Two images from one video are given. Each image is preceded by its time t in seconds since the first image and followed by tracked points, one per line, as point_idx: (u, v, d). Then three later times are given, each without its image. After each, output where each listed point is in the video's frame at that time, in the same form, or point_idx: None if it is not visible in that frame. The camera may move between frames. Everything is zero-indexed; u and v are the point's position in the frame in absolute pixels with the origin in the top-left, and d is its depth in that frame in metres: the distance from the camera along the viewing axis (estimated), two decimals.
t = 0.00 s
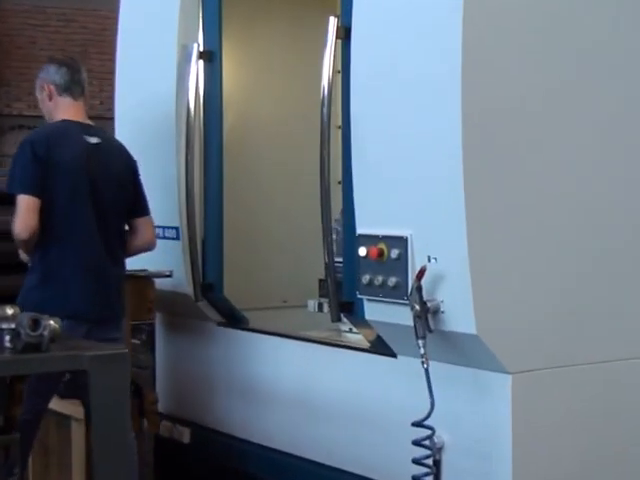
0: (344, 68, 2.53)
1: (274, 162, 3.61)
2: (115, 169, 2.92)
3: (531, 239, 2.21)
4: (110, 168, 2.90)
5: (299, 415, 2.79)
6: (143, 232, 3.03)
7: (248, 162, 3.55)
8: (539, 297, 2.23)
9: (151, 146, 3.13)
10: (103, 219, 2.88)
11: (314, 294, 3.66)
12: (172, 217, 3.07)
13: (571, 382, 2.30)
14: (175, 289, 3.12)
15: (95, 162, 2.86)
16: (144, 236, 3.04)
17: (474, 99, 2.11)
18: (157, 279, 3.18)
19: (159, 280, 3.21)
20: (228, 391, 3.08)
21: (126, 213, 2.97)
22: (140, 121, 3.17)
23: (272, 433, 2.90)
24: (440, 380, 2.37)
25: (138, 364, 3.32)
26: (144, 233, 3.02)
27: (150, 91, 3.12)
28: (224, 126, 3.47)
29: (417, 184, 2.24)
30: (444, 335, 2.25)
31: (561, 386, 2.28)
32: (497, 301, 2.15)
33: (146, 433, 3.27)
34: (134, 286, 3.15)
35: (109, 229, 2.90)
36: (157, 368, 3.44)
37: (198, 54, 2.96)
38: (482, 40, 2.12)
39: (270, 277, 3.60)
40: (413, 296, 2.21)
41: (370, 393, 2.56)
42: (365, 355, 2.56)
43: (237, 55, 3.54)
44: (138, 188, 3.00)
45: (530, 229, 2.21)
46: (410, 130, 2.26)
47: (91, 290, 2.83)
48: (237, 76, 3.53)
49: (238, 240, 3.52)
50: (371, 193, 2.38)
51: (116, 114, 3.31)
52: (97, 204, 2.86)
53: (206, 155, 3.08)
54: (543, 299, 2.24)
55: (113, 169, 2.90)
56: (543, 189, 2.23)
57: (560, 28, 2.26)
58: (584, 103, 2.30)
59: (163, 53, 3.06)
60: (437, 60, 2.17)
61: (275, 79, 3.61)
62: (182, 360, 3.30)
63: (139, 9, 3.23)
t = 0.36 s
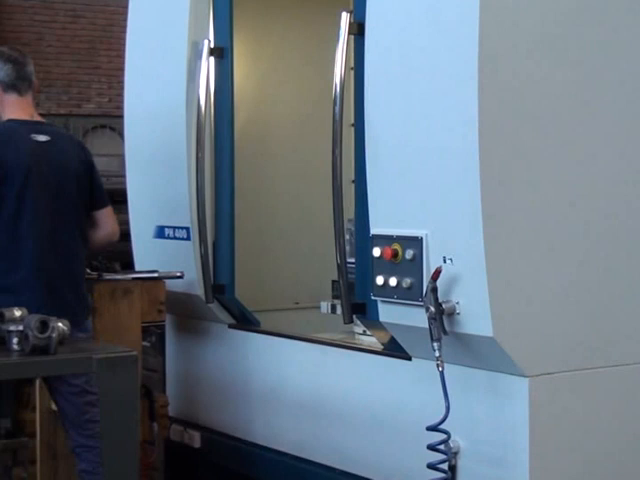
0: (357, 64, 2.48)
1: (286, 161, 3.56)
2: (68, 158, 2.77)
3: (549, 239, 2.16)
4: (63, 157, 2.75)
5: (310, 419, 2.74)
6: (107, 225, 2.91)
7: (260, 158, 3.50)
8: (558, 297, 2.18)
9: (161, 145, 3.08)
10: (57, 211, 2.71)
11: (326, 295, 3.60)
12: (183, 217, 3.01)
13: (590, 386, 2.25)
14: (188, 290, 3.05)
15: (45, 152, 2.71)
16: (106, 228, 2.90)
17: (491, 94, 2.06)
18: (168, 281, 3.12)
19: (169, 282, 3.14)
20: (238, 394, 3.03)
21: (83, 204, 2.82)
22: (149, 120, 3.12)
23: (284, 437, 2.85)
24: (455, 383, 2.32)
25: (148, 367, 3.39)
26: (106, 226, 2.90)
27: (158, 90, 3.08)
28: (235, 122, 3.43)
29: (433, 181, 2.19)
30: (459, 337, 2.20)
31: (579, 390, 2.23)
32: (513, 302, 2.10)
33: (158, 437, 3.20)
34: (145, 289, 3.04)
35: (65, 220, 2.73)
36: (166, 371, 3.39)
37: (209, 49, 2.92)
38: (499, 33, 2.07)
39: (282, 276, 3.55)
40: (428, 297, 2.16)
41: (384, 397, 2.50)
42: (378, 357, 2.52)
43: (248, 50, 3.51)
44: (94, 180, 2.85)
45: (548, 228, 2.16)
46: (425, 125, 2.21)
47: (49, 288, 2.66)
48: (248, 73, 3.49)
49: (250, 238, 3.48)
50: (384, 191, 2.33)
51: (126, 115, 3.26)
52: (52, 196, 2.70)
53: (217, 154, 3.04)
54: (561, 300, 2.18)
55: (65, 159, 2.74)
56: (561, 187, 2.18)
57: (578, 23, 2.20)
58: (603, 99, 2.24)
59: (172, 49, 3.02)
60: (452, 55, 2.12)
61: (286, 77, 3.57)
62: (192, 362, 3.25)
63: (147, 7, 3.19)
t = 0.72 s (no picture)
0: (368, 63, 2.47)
1: (295, 162, 3.56)
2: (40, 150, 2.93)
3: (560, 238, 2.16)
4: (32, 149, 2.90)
5: (320, 418, 2.74)
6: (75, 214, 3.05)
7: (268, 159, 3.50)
8: (569, 297, 2.17)
9: (170, 145, 3.08)
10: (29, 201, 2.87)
11: (335, 296, 3.61)
12: (192, 217, 3.02)
13: (600, 386, 2.24)
14: (198, 290, 3.06)
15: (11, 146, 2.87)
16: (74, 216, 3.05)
17: (502, 93, 2.06)
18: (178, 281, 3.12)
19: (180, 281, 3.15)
20: (248, 393, 3.03)
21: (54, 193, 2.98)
22: (159, 120, 3.13)
23: (294, 437, 2.85)
24: (465, 383, 2.32)
25: (159, 366, 3.41)
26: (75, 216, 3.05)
27: (168, 90, 3.08)
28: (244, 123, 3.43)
29: (444, 181, 2.18)
30: (470, 337, 2.19)
31: (590, 390, 2.22)
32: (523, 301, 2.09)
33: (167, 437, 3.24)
34: (155, 289, 3.02)
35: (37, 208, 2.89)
36: (176, 371, 3.39)
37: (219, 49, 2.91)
38: (509, 32, 2.07)
39: (291, 277, 3.55)
40: (439, 296, 2.16)
41: (394, 396, 2.50)
42: (387, 357, 2.52)
43: (257, 51, 3.50)
44: (59, 170, 2.99)
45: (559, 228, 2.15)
46: (436, 125, 2.20)
47: (21, 274, 2.85)
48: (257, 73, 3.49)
49: (259, 238, 3.47)
50: (395, 191, 2.33)
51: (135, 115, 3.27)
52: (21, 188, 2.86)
53: (226, 153, 3.03)
54: (571, 300, 2.18)
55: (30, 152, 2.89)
56: (572, 187, 2.17)
57: (589, 22, 2.20)
58: (614, 98, 2.24)
59: (182, 50, 3.02)
60: (461, 55, 2.12)
61: (295, 78, 3.56)
62: (201, 361, 3.25)
63: (157, 7, 3.19)
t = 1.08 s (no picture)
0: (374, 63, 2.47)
1: (301, 160, 3.56)
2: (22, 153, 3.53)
3: (566, 238, 2.15)
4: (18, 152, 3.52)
5: (324, 416, 2.74)
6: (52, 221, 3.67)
7: (274, 157, 3.50)
8: (575, 297, 2.17)
9: (175, 143, 3.08)
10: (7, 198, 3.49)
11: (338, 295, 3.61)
12: (197, 215, 3.02)
13: (606, 385, 2.24)
14: (203, 289, 3.06)
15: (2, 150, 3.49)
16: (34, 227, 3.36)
17: (509, 92, 2.06)
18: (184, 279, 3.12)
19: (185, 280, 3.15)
20: (253, 392, 3.03)
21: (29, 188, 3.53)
22: (165, 119, 3.13)
23: (298, 436, 2.84)
24: (470, 383, 2.31)
25: (164, 365, 3.34)
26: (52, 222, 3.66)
27: (174, 88, 3.08)
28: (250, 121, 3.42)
29: (450, 181, 2.18)
30: (475, 337, 2.19)
31: (597, 390, 2.22)
32: (528, 301, 2.09)
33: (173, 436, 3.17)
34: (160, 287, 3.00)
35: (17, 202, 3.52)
36: (182, 370, 3.40)
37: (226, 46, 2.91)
38: (515, 31, 2.06)
39: (296, 276, 3.55)
40: (444, 296, 2.16)
41: (398, 395, 2.50)
42: (391, 356, 2.52)
43: (265, 49, 3.49)
44: (44, 175, 3.62)
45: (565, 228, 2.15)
46: (443, 124, 2.20)
47: (11, 274, 3.50)
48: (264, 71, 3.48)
49: (265, 237, 3.47)
50: (401, 191, 2.33)
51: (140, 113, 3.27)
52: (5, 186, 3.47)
53: (232, 151, 3.02)
54: (577, 300, 2.18)
55: (19, 156, 3.51)
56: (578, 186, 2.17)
57: (595, 21, 2.20)
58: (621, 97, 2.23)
59: (188, 49, 3.02)
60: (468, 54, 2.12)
61: (300, 77, 3.56)
62: (206, 359, 3.25)
63: (163, 5, 3.19)
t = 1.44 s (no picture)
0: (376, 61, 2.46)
1: (302, 158, 3.56)
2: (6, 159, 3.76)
3: (568, 238, 2.15)
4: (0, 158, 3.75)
5: (325, 415, 2.74)
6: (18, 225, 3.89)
7: (275, 156, 3.50)
8: (577, 296, 2.17)
9: (177, 141, 3.08)
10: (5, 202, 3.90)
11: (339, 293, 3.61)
12: (199, 213, 3.01)
13: (606, 385, 2.23)
14: (203, 287, 3.06)
15: None
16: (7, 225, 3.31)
17: (511, 92, 2.05)
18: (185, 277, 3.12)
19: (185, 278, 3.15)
20: (253, 390, 3.03)
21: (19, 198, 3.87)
22: (166, 116, 3.13)
23: (300, 435, 2.84)
24: (471, 381, 2.32)
25: (164, 363, 3.39)
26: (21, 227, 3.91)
27: (175, 86, 3.08)
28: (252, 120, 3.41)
29: (451, 180, 2.18)
30: (476, 336, 2.19)
31: (598, 390, 2.22)
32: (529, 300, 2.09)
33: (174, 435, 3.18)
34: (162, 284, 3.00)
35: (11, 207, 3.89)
36: (182, 369, 3.40)
37: (227, 45, 2.91)
38: (517, 30, 2.06)
39: (298, 274, 3.55)
40: (445, 295, 2.16)
41: (399, 394, 2.50)
42: (392, 355, 2.52)
43: (267, 47, 3.48)
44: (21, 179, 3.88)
45: (567, 227, 2.15)
46: (445, 123, 2.19)
47: None
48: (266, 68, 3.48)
49: (266, 235, 3.47)
50: (402, 189, 2.32)
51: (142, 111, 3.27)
52: None
53: (233, 149, 3.02)
54: (578, 299, 2.17)
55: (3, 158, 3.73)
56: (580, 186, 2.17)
57: (597, 21, 2.19)
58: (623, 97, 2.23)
59: (189, 46, 3.02)
60: (470, 53, 2.11)
61: (301, 75, 3.56)
62: (207, 358, 3.26)
63: (164, 3, 3.19)
